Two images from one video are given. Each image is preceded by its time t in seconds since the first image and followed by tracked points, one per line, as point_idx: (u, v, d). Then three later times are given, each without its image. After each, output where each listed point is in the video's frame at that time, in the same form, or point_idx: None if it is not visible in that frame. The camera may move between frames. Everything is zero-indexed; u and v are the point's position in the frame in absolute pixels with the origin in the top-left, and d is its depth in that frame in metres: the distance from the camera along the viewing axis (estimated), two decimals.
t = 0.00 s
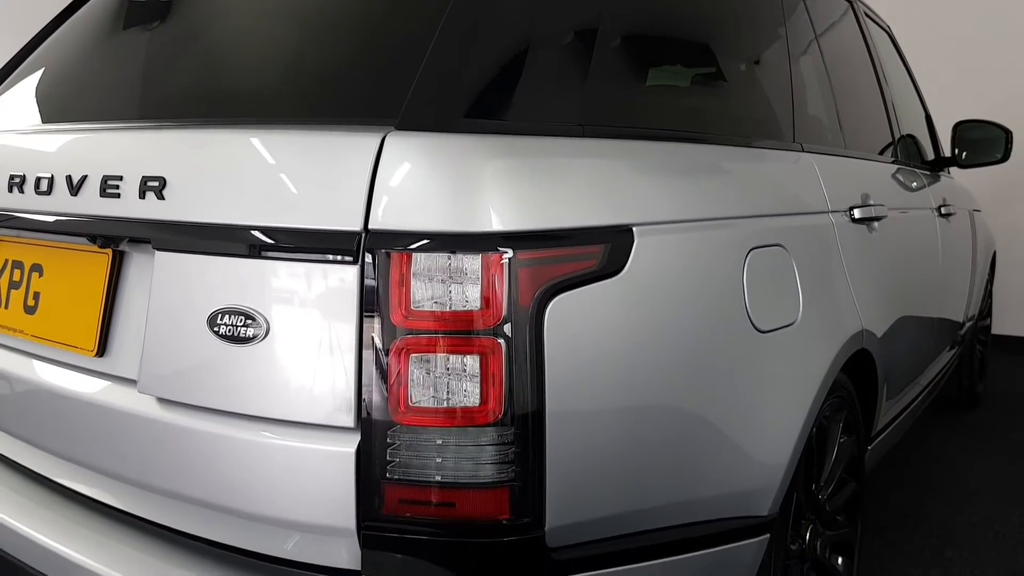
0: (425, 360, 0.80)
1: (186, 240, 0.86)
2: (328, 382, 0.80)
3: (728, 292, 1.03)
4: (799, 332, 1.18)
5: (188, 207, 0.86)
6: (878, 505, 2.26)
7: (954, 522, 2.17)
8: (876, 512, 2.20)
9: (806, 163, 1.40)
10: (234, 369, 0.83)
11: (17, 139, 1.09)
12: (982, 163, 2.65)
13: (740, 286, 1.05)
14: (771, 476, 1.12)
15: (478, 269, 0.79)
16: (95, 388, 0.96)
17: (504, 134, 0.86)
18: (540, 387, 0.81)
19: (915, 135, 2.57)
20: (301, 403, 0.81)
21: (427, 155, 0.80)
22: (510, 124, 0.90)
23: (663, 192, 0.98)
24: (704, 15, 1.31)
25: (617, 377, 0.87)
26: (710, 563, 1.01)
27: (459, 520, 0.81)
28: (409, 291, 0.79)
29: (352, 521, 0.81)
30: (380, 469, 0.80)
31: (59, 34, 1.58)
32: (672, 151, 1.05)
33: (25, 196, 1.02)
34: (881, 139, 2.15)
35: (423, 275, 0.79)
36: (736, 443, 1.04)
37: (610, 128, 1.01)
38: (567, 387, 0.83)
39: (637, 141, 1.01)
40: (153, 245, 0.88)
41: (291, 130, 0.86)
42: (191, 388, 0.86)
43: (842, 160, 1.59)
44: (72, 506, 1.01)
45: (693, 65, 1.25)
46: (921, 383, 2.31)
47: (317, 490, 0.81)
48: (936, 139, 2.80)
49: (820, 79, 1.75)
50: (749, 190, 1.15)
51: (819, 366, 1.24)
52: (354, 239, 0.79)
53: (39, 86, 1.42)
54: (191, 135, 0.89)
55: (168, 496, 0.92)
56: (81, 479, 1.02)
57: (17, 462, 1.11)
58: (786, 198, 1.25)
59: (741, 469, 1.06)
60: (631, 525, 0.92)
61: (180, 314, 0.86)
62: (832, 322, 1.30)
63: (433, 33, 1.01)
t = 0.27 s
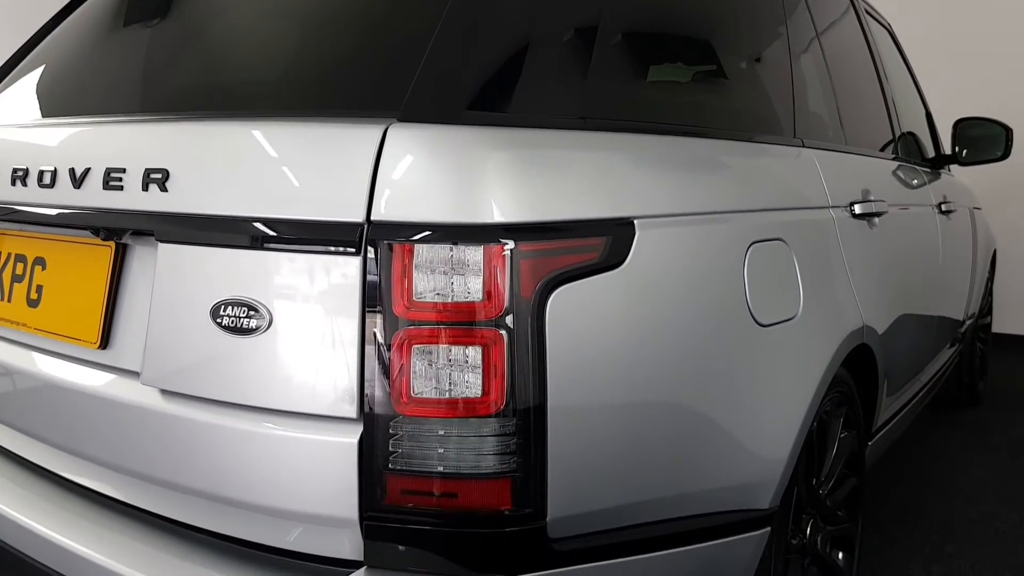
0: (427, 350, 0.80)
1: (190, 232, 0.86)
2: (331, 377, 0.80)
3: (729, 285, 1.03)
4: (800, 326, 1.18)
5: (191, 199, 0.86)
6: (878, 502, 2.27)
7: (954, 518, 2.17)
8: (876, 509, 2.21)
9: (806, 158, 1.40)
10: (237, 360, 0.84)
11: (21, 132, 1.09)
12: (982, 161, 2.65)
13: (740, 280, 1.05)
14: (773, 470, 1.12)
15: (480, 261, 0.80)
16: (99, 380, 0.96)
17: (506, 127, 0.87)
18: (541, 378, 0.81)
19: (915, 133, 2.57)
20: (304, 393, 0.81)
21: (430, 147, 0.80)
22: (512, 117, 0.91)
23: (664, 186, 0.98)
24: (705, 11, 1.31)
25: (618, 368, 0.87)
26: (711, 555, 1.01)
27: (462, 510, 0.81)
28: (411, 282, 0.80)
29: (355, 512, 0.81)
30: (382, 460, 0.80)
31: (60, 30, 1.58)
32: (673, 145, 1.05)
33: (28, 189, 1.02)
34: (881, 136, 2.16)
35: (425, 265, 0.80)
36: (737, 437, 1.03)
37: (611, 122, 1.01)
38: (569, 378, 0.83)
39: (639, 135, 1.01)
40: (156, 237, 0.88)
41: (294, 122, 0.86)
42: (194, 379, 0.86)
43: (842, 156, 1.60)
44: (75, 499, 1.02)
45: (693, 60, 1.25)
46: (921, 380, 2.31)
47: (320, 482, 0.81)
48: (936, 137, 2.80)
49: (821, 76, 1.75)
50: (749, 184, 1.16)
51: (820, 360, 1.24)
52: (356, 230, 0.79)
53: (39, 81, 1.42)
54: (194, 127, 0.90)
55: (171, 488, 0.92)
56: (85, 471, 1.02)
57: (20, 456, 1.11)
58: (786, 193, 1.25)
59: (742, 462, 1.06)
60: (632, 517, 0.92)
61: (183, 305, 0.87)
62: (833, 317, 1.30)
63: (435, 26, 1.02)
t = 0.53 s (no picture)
0: (428, 339, 0.81)
1: (192, 222, 0.86)
2: (332, 372, 0.81)
3: (730, 277, 1.03)
4: (801, 319, 1.18)
5: (193, 190, 0.86)
6: (879, 498, 2.27)
7: (955, 514, 2.17)
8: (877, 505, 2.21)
9: (807, 152, 1.40)
10: (239, 349, 0.84)
11: (22, 125, 1.10)
12: (982, 158, 2.65)
13: (741, 272, 1.06)
14: (773, 462, 1.12)
15: (481, 250, 0.80)
16: (101, 371, 0.96)
17: (507, 118, 0.87)
18: (542, 368, 0.81)
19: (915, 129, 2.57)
20: (306, 383, 0.81)
21: (431, 137, 0.80)
22: (513, 108, 0.91)
23: (664, 177, 0.98)
24: (705, 4, 1.31)
25: (619, 359, 0.88)
26: (712, 546, 1.01)
27: (463, 499, 0.81)
28: (412, 271, 0.80)
29: (356, 501, 0.81)
30: (384, 450, 0.81)
31: (60, 25, 1.58)
32: (674, 137, 1.05)
33: (30, 181, 1.02)
34: (882, 132, 2.16)
35: (427, 255, 0.80)
36: (738, 429, 1.03)
37: (612, 114, 1.01)
38: (570, 368, 0.83)
39: (640, 127, 1.01)
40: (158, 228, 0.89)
41: (295, 113, 0.86)
42: (196, 369, 0.87)
43: (842, 151, 1.60)
44: (77, 491, 1.02)
45: (694, 54, 1.25)
46: (922, 376, 2.31)
47: (322, 471, 0.81)
48: (937, 134, 2.80)
49: (821, 71, 1.75)
50: (750, 177, 1.16)
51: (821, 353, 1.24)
52: (358, 220, 0.80)
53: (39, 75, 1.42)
54: (196, 118, 0.90)
55: (173, 479, 0.93)
56: (86, 464, 1.03)
57: (23, 448, 1.12)
58: (787, 187, 1.25)
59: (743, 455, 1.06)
60: (634, 507, 0.93)
61: (185, 296, 0.87)
62: (833, 311, 1.30)
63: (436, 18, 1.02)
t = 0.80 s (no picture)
0: (428, 330, 0.81)
1: (192, 215, 0.86)
2: (332, 365, 0.81)
3: (730, 270, 1.03)
4: (801, 313, 1.18)
5: (193, 182, 0.87)
6: (879, 495, 2.27)
7: (955, 511, 2.17)
8: (877, 502, 2.21)
9: (806, 146, 1.40)
10: (240, 341, 0.84)
11: (22, 118, 1.10)
12: (982, 155, 2.65)
13: (741, 266, 1.05)
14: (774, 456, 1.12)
15: (481, 241, 0.80)
16: (101, 364, 0.96)
17: (506, 110, 0.87)
18: (542, 359, 0.81)
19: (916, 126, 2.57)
20: (306, 374, 0.81)
21: (431, 128, 0.80)
22: (512, 100, 0.91)
23: (664, 169, 0.98)
24: None
25: (619, 351, 0.88)
26: (713, 539, 1.02)
27: (463, 490, 0.81)
28: (412, 262, 0.80)
29: (356, 493, 0.81)
30: (384, 441, 0.81)
31: (59, 20, 1.59)
32: (674, 130, 1.05)
33: (31, 174, 1.02)
34: (882, 129, 2.16)
35: (427, 247, 0.80)
36: (738, 423, 1.03)
37: (612, 107, 1.01)
38: (570, 359, 0.83)
39: (639, 120, 1.01)
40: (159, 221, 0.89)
41: (294, 105, 0.87)
42: (197, 360, 0.87)
43: (842, 146, 1.60)
44: (78, 485, 1.02)
45: (694, 48, 1.25)
46: (922, 372, 2.31)
47: (322, 463, 0.81)
48: (937, 131, 2.79)
49: (821, 67, 1.75)
50: (751, 171, 1.16)
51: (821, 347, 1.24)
52: (358, 211, 0.80)
53: (38, 69, 1.42)
54: (196, 110, 0.90)
55: (175, 472, 0.93)
56: (87, 457, 1.03)
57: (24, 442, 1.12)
58: (787, 181, 1.25)
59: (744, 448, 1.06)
60: (634, 499, 0.93)
61: (186, 288, 0.87)
62: (833, 305, 1.30)
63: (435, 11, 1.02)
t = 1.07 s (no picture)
0: (427, 321, 0.81)
1: (192, 206, 0.86)
2: (331, 356, 0.81)
3: (730, 263, 1.03)
4: (800, 307, 1.18)
5: (192, 173, 0.86)
6: (879, 492, 2.26)
7: (955, 508, 2.17)
8: (877, 500, 2.20)
9: (806, 141, 1.40)
10: (239, 332, 0.84)
11: (21, 112, 1.10)
12: (982, 152, 2.65)
13: (741, 259, 1.05)
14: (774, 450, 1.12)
15: (480, 232, 0.80)
16: (101, 356, 0.96)
17: (506, 101, 0.87)
18: (541, 350, 0.81)
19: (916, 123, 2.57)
20: (305, 365, 0.81)
21: (430, 120, 0.80)
22: (512, 91, 0.91)
23: (663, 162, 0.98)
24: None
25: (618, 343, 0.88)
26: (713, 532, 1.01)
27: (462, 481, 0.81)
28: (412, 252, 0.80)
29: (355, 484, 0.81)
30: (383, 432, 0.81)
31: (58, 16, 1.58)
32: (674, 123, 1.05)
33: (30, 167, 1.02)
34: (882, 125, 2.15)
35: (426, 237, 0.80)
36: (738, 415, 1.03)
37: (612, 99, 1.01)
38: (570, 351, 0.83)
39: (639, 112, 1.01)
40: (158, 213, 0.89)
41: (293, 96, 0.86)
42: (196, 351, 0.87)
43: (842, 142, 1.60)
44: (78, 479, 1.02)
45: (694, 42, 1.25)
46: (922, 370, 2.30)
47: (321, 454, 0.81)
48: (937, 128, 2.79)
49: (822, 63, 1.75)
50: (750, 164, 1.16)
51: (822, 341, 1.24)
52: (357, 201, 0.80)
53: (36, 63, 1.42)
54: (195, 102, 0.90)
55: (174, 465, 0.93)
56: (86, 451, 1.03)
57: (24, 437, 1.12)
58: (786, 175, 1.25)
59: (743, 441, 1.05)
60: (634, 492, 0.93)
61: (186, 280, 0.87)
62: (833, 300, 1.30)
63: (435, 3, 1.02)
